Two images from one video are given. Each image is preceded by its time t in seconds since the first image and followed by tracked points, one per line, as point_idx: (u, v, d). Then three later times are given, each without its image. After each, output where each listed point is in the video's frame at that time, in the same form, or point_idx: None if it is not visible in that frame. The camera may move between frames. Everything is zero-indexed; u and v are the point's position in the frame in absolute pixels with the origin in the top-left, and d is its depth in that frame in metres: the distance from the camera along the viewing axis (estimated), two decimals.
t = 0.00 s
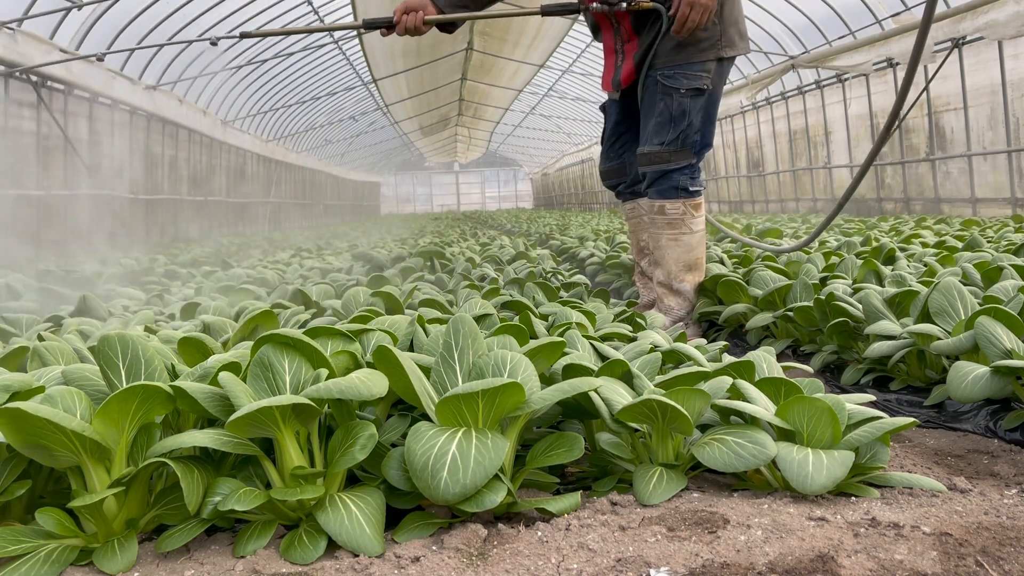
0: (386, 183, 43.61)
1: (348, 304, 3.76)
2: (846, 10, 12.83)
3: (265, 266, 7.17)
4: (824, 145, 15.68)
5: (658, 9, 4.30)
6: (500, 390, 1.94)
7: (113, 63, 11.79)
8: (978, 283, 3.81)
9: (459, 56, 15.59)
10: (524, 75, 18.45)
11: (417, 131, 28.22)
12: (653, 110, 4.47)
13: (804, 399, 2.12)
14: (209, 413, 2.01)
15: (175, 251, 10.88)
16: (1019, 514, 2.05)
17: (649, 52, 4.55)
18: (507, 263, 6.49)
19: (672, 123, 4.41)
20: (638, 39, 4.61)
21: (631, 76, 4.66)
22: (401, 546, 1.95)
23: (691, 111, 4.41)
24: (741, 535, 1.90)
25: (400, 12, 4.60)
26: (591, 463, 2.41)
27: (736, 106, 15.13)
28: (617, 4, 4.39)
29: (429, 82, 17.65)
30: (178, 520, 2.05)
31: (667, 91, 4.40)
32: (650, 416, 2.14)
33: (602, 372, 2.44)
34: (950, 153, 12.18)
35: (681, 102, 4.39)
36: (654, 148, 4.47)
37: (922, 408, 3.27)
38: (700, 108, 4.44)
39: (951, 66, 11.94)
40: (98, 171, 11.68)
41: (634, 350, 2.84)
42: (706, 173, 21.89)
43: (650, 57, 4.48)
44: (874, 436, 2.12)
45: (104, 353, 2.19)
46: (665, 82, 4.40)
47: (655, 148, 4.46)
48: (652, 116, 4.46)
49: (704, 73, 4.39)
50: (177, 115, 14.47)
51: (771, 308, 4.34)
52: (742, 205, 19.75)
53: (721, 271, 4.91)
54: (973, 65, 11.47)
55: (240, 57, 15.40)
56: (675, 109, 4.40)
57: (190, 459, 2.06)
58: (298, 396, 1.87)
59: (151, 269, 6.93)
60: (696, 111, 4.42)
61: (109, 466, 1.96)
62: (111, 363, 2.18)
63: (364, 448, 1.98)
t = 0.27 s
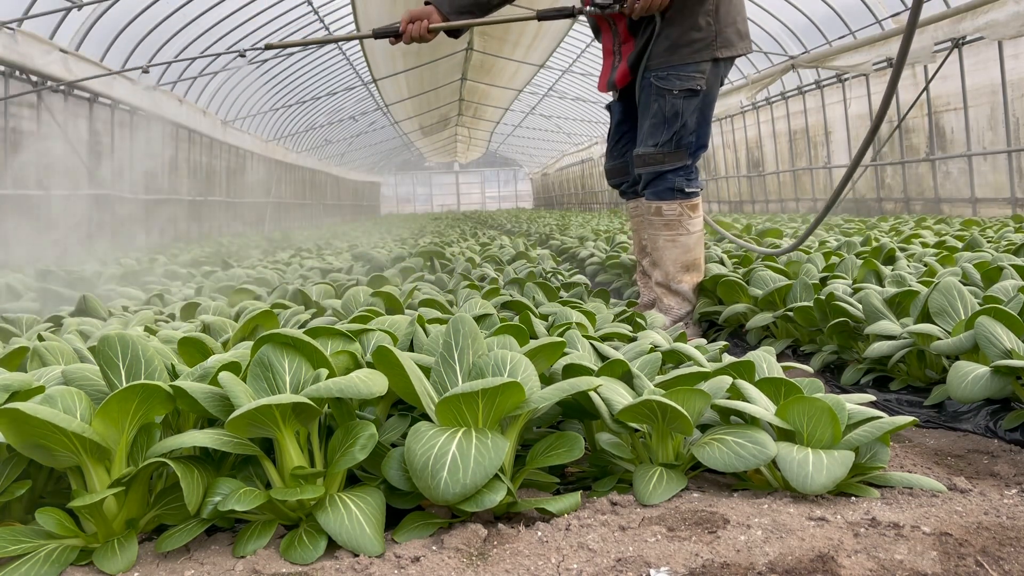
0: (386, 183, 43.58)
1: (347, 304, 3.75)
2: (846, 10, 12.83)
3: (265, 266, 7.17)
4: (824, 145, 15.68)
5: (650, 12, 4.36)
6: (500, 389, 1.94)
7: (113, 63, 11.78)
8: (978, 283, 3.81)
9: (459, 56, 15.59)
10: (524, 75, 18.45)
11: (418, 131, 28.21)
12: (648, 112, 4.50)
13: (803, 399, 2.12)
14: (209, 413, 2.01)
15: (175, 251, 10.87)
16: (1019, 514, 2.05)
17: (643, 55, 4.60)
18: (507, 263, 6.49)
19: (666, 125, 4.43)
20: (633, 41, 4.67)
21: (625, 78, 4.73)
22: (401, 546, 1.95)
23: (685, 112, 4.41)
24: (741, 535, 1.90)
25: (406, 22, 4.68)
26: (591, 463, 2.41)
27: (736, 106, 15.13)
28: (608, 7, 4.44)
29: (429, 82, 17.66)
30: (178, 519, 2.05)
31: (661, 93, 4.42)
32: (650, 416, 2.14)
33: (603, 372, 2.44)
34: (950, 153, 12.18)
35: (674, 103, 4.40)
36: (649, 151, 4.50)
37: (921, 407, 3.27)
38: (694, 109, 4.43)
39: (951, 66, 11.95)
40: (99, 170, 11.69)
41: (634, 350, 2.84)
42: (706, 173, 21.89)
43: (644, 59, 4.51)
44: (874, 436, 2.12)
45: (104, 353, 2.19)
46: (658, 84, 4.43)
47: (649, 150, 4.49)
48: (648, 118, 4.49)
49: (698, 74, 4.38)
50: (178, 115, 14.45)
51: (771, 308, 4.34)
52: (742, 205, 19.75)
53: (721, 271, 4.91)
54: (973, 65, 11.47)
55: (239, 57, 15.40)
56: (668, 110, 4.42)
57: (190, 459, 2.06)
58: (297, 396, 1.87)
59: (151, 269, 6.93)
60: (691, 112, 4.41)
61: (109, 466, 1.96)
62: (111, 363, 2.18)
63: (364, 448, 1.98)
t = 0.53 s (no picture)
0: (386, 183, 43.58)
1: (347, 304, 3.75)
2: (846, 10, 12.83)
3: (265, 266, 7.16)
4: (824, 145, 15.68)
5: (643, 9, 4.43)
6: (500, 389, 1.94)
7: (113, 63, 11.79)
8: (978, 283, 3.81)
9: (459, 56, 15.59)
10: (524, 75, 18.45)
11: (418, 132, 28.20)
12: (645, 113, 4.51)
13: (803, 399, 2.12)
14: (209, 413, 2.01)
15: (174, 251, 10.86)
16: (1019, 514, 2.05)
17: (639, 55, 4.63)
18: (507, 263, 6.49)
19: (662, 125, 4.44)
20: (630, 41, 4.73)
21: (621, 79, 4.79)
22: (400, 546, 1.95)
23: (680, 113, 4.41)
24: (741, 535, 1.90)
25: (417, 29, 4.75)
26: (591, 463, 2.41)
27: (736, 106, 15.13)
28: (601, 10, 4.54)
29: (429, 82, 17.66)
30: (178, 520, 2.05)
31: (656, 94, 4.43)
32: (650, 416, 2.14)
33: (602, 372, 2.44)
34: (950, 153, 12.18)
35: (669, 103, 4.40)
36: (645, 152, 4.51)
37: (922, 407, 3.27)
38: (690, 109, 4.42)
39: (952, 66, 11.96)
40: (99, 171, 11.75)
41: (634, 350, 2.84)
42: (706, 173, 21.89)
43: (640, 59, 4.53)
44: (874, 436, 2.12)
45: (104, 353, 2.19)
46: (654, 84, 4.43)
47: (646, 151, 4.51)
48: (644, 119, 4.50)
49: (693, 74, 4.38)
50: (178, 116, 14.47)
51: (771, 308, 4.34)
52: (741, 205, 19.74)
53: (721, 271, 4.91)
54: (973, 65, 11.48)
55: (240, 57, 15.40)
56: (663, 111, 4.42)
57: (190, 459, 2.06)
58: (297, 396, 1.87)
59: (151, 269, 6.93)
60: (686, 112, 4.41)
61: (109, 466, 1.96)
62: (111, 363, 2.18)
63: (364, 448, 1.98)
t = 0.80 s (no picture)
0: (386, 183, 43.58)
1: (347, 304, 3.74)
2: (846, 10, 12.83)
3: (265, 266, 7.16)
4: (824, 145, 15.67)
5: (633, 10, 4.51)
6: (500, 390, 1.94)
7: (113, 63, 11.81)
8: (978, 283, 3.81)
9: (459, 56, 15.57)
10: (524, 75, 18.45)
11: (418, 131, 28.20)
12: (640, 115, 4.55)
13: (803, 399, 2.12)
14: (209, 413, 2.01)
15: (174, 251, 10.85)
16: (1019, 514, 2.05)
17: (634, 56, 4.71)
18: (507, 263, 6.49)
19: (655, 126, 4.46)
20: (625, 41, 4.81)
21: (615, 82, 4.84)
22: (401, 546, 1.95)
23: (673, 113, 4.41)
24: (741, 535, 1.90)
25: (434, 40, 4.95)
26: (591, 463, 2.41)
27: (736, 106, 15.12)
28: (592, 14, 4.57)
29: (429, 82, 17.66)
30: (178, 520, 2.05)
31: (649, 94, 4.45)
32: (650, 416, 2.14)
33: (602, 372, 2.44)
34: (950, 153, 12.17)
35: (661, 104, 4.41)
36: (641, 153, 4.55)
37: (922, 407, 3.27)
38: (683, 109, 4.42)
39: (952, 66, 11.96)
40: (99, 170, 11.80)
41: (634, 350, 2.84)
42: (706, 173, 21.88)
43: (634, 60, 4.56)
44: (874, 436, 2.12)
45: (104, 353, 2.19)
46: (647, 86, 4.45)
47: (641, 152, 4.54)
48: (639, 120, 4.53)
49: (686, 75, 4.37)
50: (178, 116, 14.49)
51: (771, 308, 4.34)
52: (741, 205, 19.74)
53: (722, 271, 4.91)
54: (973, 65, 11.48)
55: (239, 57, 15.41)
56: (655, 112, 4.44)
57: (190, 459, 2.06)
58: (297, 396, 1.87)
59: (150, 269, 6.93)
60: (679, 113, 4.42)
61: (109, 466, 1.96)
62: (111, 363, 2.18)
63: (364, 448, 1.98)
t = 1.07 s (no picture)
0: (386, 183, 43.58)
1: (347, 304, 3.73)
2: (846, 10, 12.84)
3: (265, 266, 7.16)
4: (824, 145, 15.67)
5: (621, 12, 4.57)
6: (500, 390, 1.94)
7: (112, 63, 11.83)
8: (978, 283, 3.81)
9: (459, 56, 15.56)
10: (524, 75, 18.44)
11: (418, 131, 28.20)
12: (631, 116, 4.57)
13: (804, 399, 2.12)
14: (209, 413, 2.01)
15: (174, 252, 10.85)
16: (1019, 514, 2.05)
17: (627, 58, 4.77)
18: (507, 263, 6.49)
19: (644, 128, 4.48)
20: (620, 42, 4.85)
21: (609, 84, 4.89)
22: (400, 546, 1.95)
23: (661, 114, 4.42)
24: (742, 535, 1.89)
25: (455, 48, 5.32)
26: (591, 463, 2.41)
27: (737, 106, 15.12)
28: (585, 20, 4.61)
29: (429, 82, 17.66)
30: (178, 520, 2.05)
31: (639, 96, 4.47)
32: (651, 416, 2.14)
33: (602, 372, 2.44)
34: (950, 153, 12.17)
35: (650, 106, 4.43)
36: (632, 154, 4.58)
37: (922, 407, 3.27)
38: (672, 110, 4.42)
39: (952, 66, 11.97)
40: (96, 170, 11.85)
41: (634, 350, 2.84)
42: (706, 173, 21.88)
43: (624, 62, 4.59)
44: (874, 436, 2.12)
45: (104, 353, 2.19)
46: (636, 88, 4.47)
47: (633, 154, 4.58)
48: (630, 122, 4.56)
49: (674, 76, 4.36)
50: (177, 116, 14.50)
51: (771, 308, 4.34)
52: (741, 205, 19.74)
53: (722, 271, 4.91)
54: (973, 65, 11.48)
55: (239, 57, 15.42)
56: (644, 113, 4.46)
57: (190, 459, 2.06)
58: (297, 396, 1.86)
59: (150, 269, 6.93)
60: (668, 114, 4.42)
61: (109, 466, 1.96)
62: (111, 363, 2.18)
63: (364, 448, 1.98)
